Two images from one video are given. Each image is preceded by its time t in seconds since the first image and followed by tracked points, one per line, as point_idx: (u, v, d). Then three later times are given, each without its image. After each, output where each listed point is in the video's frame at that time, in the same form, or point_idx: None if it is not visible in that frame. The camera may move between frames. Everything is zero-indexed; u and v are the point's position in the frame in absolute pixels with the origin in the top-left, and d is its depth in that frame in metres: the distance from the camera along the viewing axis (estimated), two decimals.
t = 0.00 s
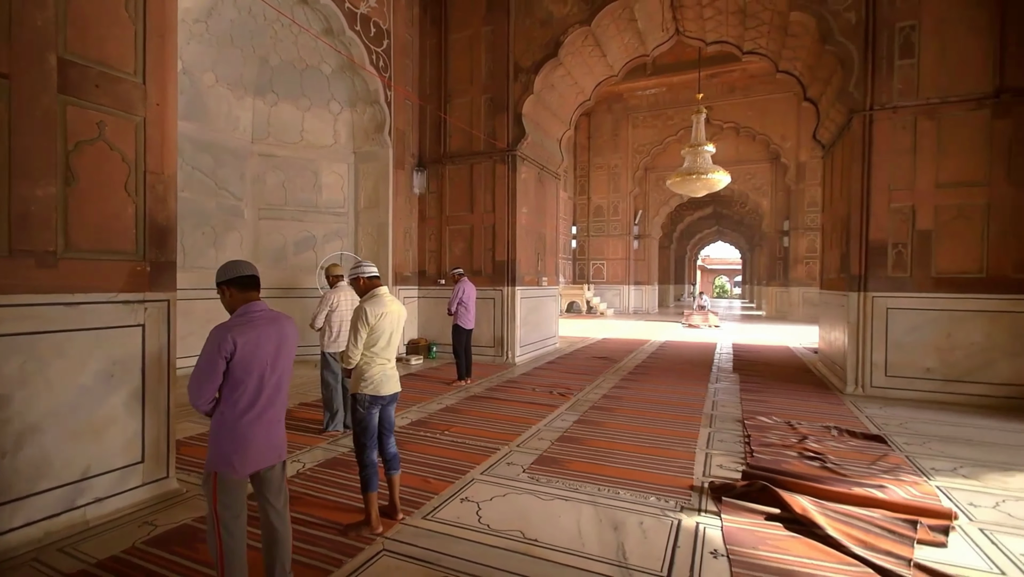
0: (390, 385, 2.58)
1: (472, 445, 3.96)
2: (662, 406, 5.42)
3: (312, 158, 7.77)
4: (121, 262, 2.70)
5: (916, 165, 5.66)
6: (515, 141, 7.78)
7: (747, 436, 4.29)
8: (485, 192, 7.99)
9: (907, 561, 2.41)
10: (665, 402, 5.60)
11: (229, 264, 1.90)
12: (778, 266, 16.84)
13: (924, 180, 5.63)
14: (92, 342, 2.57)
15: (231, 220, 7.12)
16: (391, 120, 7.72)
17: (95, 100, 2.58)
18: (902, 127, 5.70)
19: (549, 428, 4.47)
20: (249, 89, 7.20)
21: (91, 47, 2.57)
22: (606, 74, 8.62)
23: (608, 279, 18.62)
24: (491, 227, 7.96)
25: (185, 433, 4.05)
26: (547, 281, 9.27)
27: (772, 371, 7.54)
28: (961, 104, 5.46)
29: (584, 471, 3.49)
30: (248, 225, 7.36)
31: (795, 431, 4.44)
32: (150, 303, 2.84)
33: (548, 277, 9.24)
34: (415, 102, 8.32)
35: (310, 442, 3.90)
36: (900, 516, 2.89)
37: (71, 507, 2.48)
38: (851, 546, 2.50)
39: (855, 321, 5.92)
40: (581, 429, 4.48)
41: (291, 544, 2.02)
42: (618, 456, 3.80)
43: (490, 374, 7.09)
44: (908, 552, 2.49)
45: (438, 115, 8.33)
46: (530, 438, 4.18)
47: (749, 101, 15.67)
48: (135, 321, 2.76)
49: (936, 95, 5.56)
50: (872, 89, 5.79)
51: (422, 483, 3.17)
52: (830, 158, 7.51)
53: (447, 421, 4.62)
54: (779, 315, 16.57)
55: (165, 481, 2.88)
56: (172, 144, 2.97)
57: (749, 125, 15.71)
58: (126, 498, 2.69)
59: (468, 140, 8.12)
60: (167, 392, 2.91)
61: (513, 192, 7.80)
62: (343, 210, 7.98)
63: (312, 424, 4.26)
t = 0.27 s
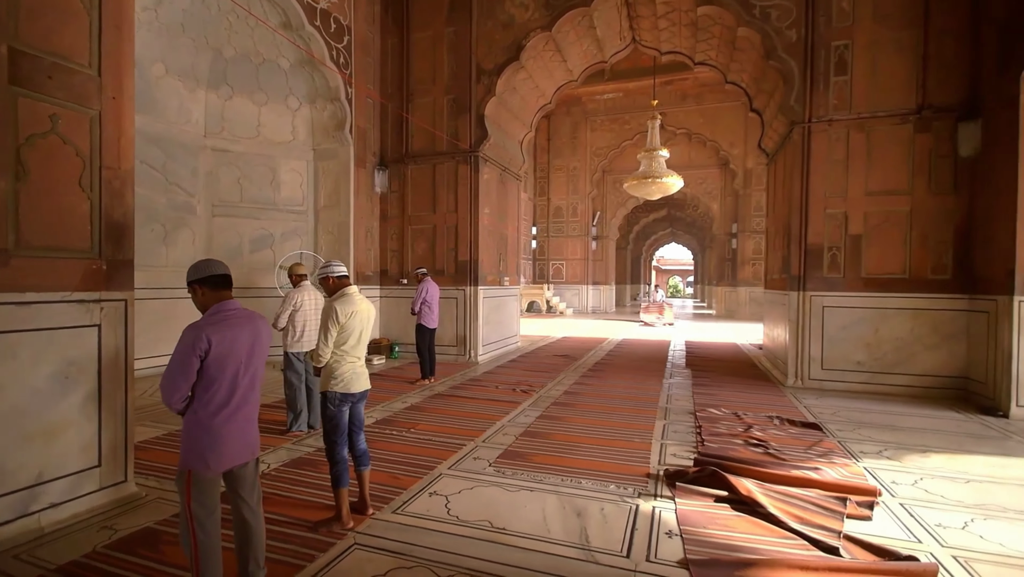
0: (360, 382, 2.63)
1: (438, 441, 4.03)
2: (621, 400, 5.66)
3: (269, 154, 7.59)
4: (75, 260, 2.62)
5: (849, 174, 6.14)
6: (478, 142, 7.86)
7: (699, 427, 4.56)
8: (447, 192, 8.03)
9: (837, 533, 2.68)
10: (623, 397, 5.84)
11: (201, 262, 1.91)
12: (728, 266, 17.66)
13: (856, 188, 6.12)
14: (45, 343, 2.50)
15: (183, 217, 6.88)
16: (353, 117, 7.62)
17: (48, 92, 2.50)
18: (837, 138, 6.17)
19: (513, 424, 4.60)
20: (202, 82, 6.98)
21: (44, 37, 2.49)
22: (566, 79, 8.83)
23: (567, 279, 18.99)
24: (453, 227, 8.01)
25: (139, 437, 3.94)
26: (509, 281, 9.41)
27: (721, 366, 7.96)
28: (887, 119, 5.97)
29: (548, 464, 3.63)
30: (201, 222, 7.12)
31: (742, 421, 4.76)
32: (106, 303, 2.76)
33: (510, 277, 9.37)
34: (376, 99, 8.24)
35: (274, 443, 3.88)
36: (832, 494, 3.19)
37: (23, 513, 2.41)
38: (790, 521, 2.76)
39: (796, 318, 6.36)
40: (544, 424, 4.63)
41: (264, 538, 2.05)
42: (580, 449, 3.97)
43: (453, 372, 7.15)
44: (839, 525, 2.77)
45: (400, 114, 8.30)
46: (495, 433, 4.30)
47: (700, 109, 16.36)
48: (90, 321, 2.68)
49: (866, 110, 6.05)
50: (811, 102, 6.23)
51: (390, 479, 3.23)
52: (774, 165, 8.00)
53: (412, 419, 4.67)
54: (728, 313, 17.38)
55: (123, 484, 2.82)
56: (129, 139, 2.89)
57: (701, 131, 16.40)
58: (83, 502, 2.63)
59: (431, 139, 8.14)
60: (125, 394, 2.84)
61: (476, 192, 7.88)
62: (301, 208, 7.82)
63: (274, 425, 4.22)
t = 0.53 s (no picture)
0: (335, 380, 2.67)
1: (407, 439, 4.09)
2: (584, 396, 5.85)
3: (226, 151, 7.37)
4: (33, 259, 2.54)
5: (795, 181, 6.57)
6: (443, 143, 7.90)
7: (659, 420, 4.78)
8: (413, 193, 8.03)
9: (782, 510, 2.93)
10: (586, 393, 6.04)
11: (179, 261, 1.91)
12: (684, 267, 18.34)
13: (801, 194, 6.56)
14: None
15: (132, 214, 6.63)
16: (315, 114, 7.47)
17: (5, 85, 2.43)
18: (784, 147, 6.59)
19: (481, 420, 4.70)
20: (153, 73, 6.74)
21: None
22: (531, 82, 8.99)
23: (529, 279, 19.21)
24: (418, 227, 8.02)
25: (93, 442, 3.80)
26: (474, 281, 9.48)
27: (678, 362, 8.32)
28: (829, 131, 6.43)
29: (516, 457, 3.75)
30: (152, 219, 6.87)
31: (698, 413, 5.04)
32: (65, 303, 2.68)
33: (474, 277, 9.45)
34: (339, 97, 8.12)
35: (239, 443, 3.84)
36: (779, 477, 3.46)
37: None
38: (741, 502, 2.99)
39: (747, 316, 6.75)
40: (511, 420, 4.75)
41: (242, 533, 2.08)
42: (546, 442, 4.11)
43: (419, 372, 7.16)
44: (784, 504, 3.03)
45: (364, 112, 8.23)
46: (464, 430, 4.39)
47: (658, 114, 16.93)
48: (47, 321, 2.59)
49: (810, 122, 6.50)
50: (760, 113, 6.63)
51: (361, 476, 3.27)
52: (727, 171, 8.43)
53: (380, 417, 4.69)
54: (684, 313, 18.05)
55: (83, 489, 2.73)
56: (89, 135, 2.82)
57: (659, 136, 16.97)
58: (39, 509, 2.54)
59: (395, 139, 8.12)
60: (85, 397, 2.76)
61: (441, 192, 7.91)
62: (261, 206, 7.62)
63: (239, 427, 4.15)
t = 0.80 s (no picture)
0: (313, 378, 2.72)
1: (381, 436, 4.14)
2: (552, 393, 6.03)
3: (186, 146, 7.19)
4: None
5: (749, 187, 6.96)
6: (412, 143, 7.92)
7: (624, 414, 5.00)
8: (381, 192, 8.01)
9: (737, 493, 3.17)
10: (554, 389, 6.21)
11: (165, 261, 1.94)
12: (646, 267, 18.91)
13: (755, 199, 6.95)
14: None
15: (84, 210, 6.43)
16: (280, 111, 7.30)
17: None
18: (740, 154, 6.97)
19: (452, 417, 4.80)
20: (105, 64, 6.57)
21: None
22: (499, 84, 9.12)
23: (495, 278, 19.35)
24: (387, 227, 8.01)
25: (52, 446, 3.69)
26: (442, 280, 9.53)
27: (641, 359, 8.64)
28: (781, 140, 6.84)
29: (490, 451, 3.87)
30: (107, 216, 6.67)
31: (660, 406, 5.30)
32: (30, 303, 2.62)
33: (442, 276, 9.49)
34: (305, 93, 8.00)
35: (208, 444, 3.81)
36: (735, 463, 3.71)
37: None
38: (700, 487, 3.21)
39: (706, 314, 7.10)
40: (482, 416, 4.87)
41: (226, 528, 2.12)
42: (517, 437, 4.26)
43: (388, 371, 7.17)
44: (739, 487, 3.27)
45: (330, 110, 8.15)
46: (436, 426, 4.48)
47: (621, 118, 17.38)
48: (12, 322, 2.53)
49: (764, 131, 6.89)
50: (718, 121, 6.98)
51: (337, 472, 3.32)
52: (687, 176, 8.80)
53: (352, 416, 4.72)
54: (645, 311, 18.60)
55: (51, 492, 2.68)
56: (55, 131, 2.76)
57: (622, 139, 17.42)
58: (6, 512, 2.49)
59: (363, 137, 8.07)
60: (52, 399, 2.71)
61: (410, 192, 7.94)
62: (223, 204, 7.41)
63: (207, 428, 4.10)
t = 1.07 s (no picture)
0: (301, 375, 2.79)
1: (363, 433, 4.22)
2: (530, 390, 6.19)
3: (158, 144, 7.10)
4: None
5: (718, 190, 7.26)
6: (390, 144, 7.95)
7: (600, 409, 5.19)
8: (359, 192, 8.02)
9: (706, 480, 3.38)
10: (532, 386, 6.37)
11: (161, 262, 2.01)
12: (620, 267, 19.29)
13: (724, 202, 7.25)
14: None
15: (54, 209, 6.29)
16: (256, 110, 7.24)
17: None
18: (709, 159, 7.26)
19: (433, 414, 4.90)
20: (75, 61, 6.44)
21: None
22: (476, 86, 9.23)
23: (471, 278, 19.44)
24: (365, 226, 8.02)
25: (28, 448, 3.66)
26: (420, 280, 9.58)
27: (615, 357, 8.89)
28: (747, 145, 7.15)
29: (471, 446, 3.99)
30: (75, 216, 6.56)
31: (634, 401, 5.51)
32: (15, 303, 2.63)
33: (421, 276, 9.55)
34: (281, 92, 7.95)
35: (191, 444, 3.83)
36: (704, 453, 3.93)
37: None
38: (672, 475, 3.40)
39: (678, 313, 7.37)
40: (463, 413, 4.99)
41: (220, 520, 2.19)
42: (498, 432, 4.39)
43: (367, 371, 7.21)
44: (707, 475, 3.48)
45: (307, 109, 8.12)
46: (418, 423, 4.58)
47: (596, 120, 17.67)
48: None
49: (731, 137, 7.20)
50: (688, 126, 7.25)
51: (323, 468, 3.39)
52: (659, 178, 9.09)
53: (334, 414, 4.78)
54: (620, 310, 18.97)
55: (37, 491, 2.74)
56: (37, 132, 2.77)
57: (596, 141, 17.72)
58: None
59: (340, 137, 8.07)
60: (36, 400, 2.73)
61: (388, 193, 7.97)
62: (197, 202, 7.33)
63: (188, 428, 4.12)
